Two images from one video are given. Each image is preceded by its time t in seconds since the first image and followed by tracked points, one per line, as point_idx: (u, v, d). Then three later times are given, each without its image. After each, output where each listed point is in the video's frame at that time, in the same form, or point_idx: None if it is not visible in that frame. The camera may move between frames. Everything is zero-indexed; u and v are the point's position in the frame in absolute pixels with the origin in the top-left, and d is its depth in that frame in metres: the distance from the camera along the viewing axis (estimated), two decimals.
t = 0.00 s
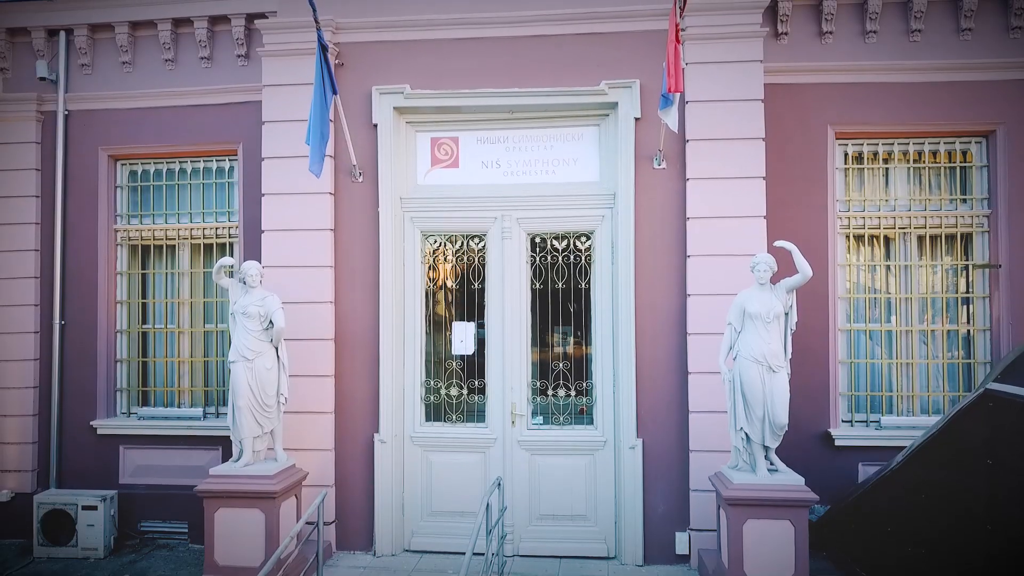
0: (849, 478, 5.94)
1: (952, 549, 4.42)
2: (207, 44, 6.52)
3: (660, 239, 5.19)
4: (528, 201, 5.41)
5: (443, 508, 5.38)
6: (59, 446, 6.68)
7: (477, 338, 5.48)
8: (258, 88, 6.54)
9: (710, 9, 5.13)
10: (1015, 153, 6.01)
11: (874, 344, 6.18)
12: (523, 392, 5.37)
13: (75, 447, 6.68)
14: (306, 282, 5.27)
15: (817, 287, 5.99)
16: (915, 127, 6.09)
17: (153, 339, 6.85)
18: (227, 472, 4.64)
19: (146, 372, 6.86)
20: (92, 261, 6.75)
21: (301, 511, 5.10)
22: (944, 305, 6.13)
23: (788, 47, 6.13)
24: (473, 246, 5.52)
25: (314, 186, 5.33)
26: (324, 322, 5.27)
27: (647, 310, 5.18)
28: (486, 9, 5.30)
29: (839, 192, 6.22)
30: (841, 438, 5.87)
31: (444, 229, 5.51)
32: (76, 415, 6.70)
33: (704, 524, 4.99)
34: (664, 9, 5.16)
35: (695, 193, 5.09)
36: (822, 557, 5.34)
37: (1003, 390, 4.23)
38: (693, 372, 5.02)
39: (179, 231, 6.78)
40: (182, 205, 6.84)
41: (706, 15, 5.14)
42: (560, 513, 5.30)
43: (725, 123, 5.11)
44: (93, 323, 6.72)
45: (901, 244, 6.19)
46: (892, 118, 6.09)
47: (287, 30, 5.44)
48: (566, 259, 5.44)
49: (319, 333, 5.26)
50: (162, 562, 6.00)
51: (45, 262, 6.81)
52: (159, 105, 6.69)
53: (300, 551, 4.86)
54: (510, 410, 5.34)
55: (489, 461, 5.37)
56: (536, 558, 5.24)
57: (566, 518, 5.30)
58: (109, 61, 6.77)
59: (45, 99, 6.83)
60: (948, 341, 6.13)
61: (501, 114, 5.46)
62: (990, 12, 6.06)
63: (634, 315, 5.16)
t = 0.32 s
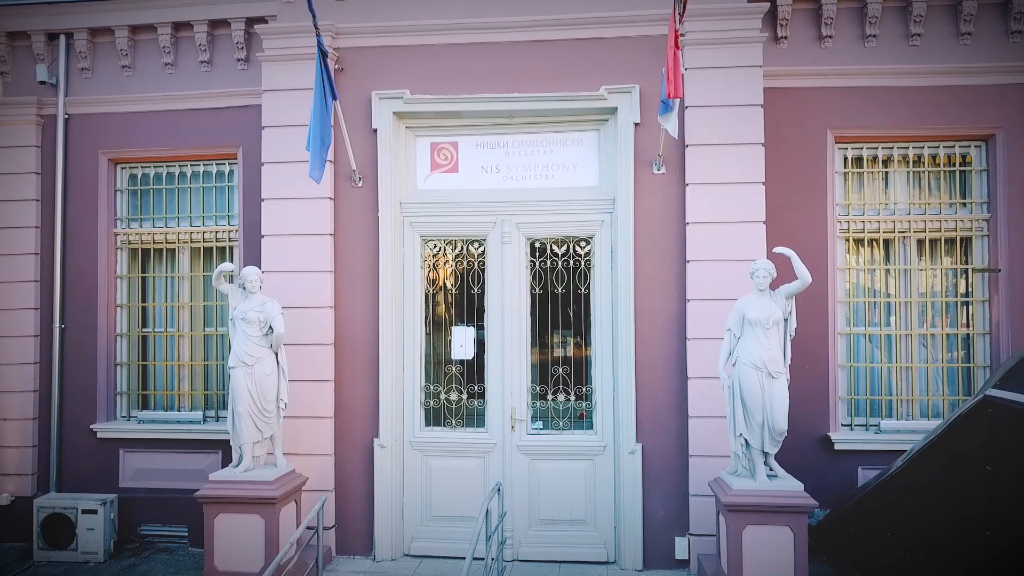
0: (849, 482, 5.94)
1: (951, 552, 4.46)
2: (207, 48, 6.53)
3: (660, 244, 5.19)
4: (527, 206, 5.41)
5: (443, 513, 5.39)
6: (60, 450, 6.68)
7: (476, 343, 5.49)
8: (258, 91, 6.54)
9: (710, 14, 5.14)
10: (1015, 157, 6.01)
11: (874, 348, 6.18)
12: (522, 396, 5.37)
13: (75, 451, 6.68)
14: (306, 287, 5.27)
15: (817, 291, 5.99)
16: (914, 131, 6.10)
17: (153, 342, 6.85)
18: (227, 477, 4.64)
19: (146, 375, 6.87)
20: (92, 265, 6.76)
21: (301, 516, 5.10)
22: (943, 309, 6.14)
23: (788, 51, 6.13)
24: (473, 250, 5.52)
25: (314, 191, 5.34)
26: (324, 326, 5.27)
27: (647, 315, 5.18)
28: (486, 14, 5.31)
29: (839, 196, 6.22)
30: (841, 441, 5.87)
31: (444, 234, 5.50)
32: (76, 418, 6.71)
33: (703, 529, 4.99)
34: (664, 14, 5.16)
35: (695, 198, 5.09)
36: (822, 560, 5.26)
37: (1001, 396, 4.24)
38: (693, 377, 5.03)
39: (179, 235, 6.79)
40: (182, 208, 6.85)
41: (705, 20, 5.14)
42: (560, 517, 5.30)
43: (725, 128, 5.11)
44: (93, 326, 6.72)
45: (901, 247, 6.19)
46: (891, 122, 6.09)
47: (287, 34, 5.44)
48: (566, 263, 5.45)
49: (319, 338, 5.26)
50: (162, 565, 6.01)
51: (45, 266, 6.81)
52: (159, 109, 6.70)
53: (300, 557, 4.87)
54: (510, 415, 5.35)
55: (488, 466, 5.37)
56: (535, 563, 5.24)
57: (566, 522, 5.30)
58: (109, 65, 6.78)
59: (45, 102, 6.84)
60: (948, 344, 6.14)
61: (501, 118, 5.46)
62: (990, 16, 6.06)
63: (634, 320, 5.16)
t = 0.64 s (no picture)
0: (849, 487, 5.95)
1: (947, 554, 4.52)
2: (207, 52, 6.54)
3: (660, 249, 5.19)
4: (527, 211, 5.42)
5: (443, 518, 5.39)
6: (60, 454, 6.69)
7: (475, 347, 5.49)
8: (258, 95, 6.55)
9: (709, 20, 5.14)
10: (1014, 162, 6.02)
11: (873, 353, 6.18)
12: (521, 402, 5.37)
13: (75, 454, 6.68)
14: (306, 292, 5.27)
15: (817, 295, 5.99)
16: (914, 136, 6.10)
17: (152, 346, 6.85)
18: (226, 483, 4.65)
19: (146, 379, 6.87)
20: (92, 269, 6.75)
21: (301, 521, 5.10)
22: (943, 313, 6.14)
23: (787, 55, 6.14)
24: (473, 255, 5.52)
25: (314, 196, 5.34)
26: (324, 331, 5.28)
27: (646, 320, 5.19)
28: (486, 19, 5.31)
29: (838, 200, 6.23)
30: (840, 446, 5.88)
31: (444, 239, 5.51)
32: (76, 422, 6.71)
33: (703, 534, 5.00)
34: (664, 19, 5.16)
35: (695, 204, 5.09)
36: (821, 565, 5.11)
37: (999, 402, 4.25)
38: (693, 382, 5.03)
39: (179, 239, 6.79)
40: (182, 212, 6.85)
41: (705, 25, 5.15)
42: (560, 523, 5.30)
43: (725, 134, 5.11)
44: (93, 330, 6.72)
45: (900, 251, 6.19)
46: (891, 126, 6.09)
47: (286, 39, 5.45)
48: (566, 269, 5.45)
49: (319, 344, 5.27)
50: (162, 570, 6.01)
51: (45, 271, 6.82)
52: (159, 113, 6.70)
53: (301, 562, 4.88)
54: (509, 420, 5.34)
55: (488, 471, 5.37)
56: (535, 568, 5.25)
57: (566, 527, 5.30)
58: (109, 69, 6.78)
59: (45, 106, 6.84)
60: (948, 348, 6.14)
61: (501, 124, 5.46)
62: (990, 20, 6.06)
63: (633, 326, 5.16)
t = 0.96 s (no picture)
0: (849, 491, 5.95)
1: (945, 559, 4.51)
2: (207, 56, 6.54)
3: (660, 255, 5.20)
4: (527, 217, 5.42)
5: (442, 523, 5.39)
6: (60, 458, 6.69)
7: (475, 353, 5.49)
8: (258, 99, 6.55)
9: (709, 26, 5.14)
10: (1014, 166, 6.02)
11: (873, 357, 6.18)
12: (521, 407, 5.38)
13: (75, 459, 6.69)
14: (306, 297, 5.27)
15: (816, 301, 6.00)
16: (914, 140, 6.10)
17: (153, 350, 6.86)
18: (226, 490, 4.65)
19: (146, 383, 6.87)
20: (92, 273, 6.76)
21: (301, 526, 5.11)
22: (943, 318, 6.14)
23: (787, 60, 6.14)
24: (473, 261, 5.52)
25: (314, 201, 5.34)
26: (324, 337, 5.28)
27: (646, 326, 5.19)
28: (486, 25, 5.32)
29: (838, 204, 6.23)
30: (840, 451, 5.88)
31: (444, 244, 5.51)
32: (76, 426, 6.71)
33: (703, 540, 5.00)
34: (663, 25, 5.17)
35: (694, 209, 5.10)
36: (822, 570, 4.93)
37: (999, 410, 4.33)
38: (693, 389, 5.03)
39: (179, 243, 6.79)
40: (182, 216, 6.86)
41: (705, 31, 5.15)
42: (560, 528, 5.31)
43: (725, 140, 5.11)
44: (93, 334, 6.73)
45: (900, 255, 6.20)
46: (891, 131, 6.10)
47: (286, 45, 5.45)
48: (565, 274, 5.45)
49: (319, 349, 5.27)
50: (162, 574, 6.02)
51: (45, 275, 6.82)
52: (159, 117, 6.71)
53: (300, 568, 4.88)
54: (509, 426, 5.35)
55: (488, 477, 5.37)
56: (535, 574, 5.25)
57: (566, 532, 5.31)
58: (109, 73, 6.79)
59: (45, 111, 6.85)
60: (947, 353, 6.14)
61: (501, 129, 5.46)
62: (989, 25, 6.06)
63: (633, 333, 5.17)
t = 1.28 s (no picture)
0: (849, 497, 5.95)
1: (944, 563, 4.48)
2: (207, 61, 6.55)
3: (660, 261, 5.20)
4: (527, 224, 5.42)
5: (442, 529, 5.40)
6: (60, 462, 6.70)
7: (475, 359, 5.49)
8: (258, 104, 6.56)
9: (709, 32, 5.14)
10: (1014, 172, 6.02)
11: (873, 362, 6.18)
12: (521, 414, 5.38)
13: (75, 463, 6.69)
14: (306, 304, 5.27)
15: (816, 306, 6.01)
16: (914, 146, 6.10)
17: (153, 355, 6.86)
18: (226, 497, 4.65)
19: (146, 388, 6.87)
20: (92, 278, 6.76)
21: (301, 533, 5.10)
22: (943, 323, 6.14)
23: (787, 65, 6.15)
24: (473, 267, 5.52)
25: (314, 207, 5.34)
26: (324, 343, 5.28)
27: (646, 333, 5.19)
28: (486, 32, 5.32)
29: (838, 210, 6.23)
30: (840, 456, 5.87)
31: (444, 251, 5.51)
32: (75, 431, 6.72)
33: (703, 547, 5.00)
34: (663, 31, 5.17)
35: (694, 216, 5.10)
36: None
37: (998, 417, 4.34)
38: (693, 396, 5.04)
39: (179, 247, 6.79)
40: (182, 221, 6.85)
41: (705, 37, 5.15)
42: (560, 534, 5.31)
43: (725, 147, 5.11)
44: (93, 339, 6.73)
45: (900, 261, 6.19)
46: (891, 136, 6.10)
47: (286, 51, 5.45)
48: (565, 281, 5.46)
49: (319, 355, 5.27)
50: None
51: (45, 279, 6.82)
52: (159, 121, 6.71)
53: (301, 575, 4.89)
54: (509, 432, 5.34)
55: (488, 483, 5.37)
56: None
57: (566, 539, 5.31)
58: (109, 77, 6.79)
59: (45, 115, 6.86)
60: (947, 359, 6.14)
61: (501, 136, 5.47)
62: (990, 30, 6.06)
63: (633, 339, 5.17)
